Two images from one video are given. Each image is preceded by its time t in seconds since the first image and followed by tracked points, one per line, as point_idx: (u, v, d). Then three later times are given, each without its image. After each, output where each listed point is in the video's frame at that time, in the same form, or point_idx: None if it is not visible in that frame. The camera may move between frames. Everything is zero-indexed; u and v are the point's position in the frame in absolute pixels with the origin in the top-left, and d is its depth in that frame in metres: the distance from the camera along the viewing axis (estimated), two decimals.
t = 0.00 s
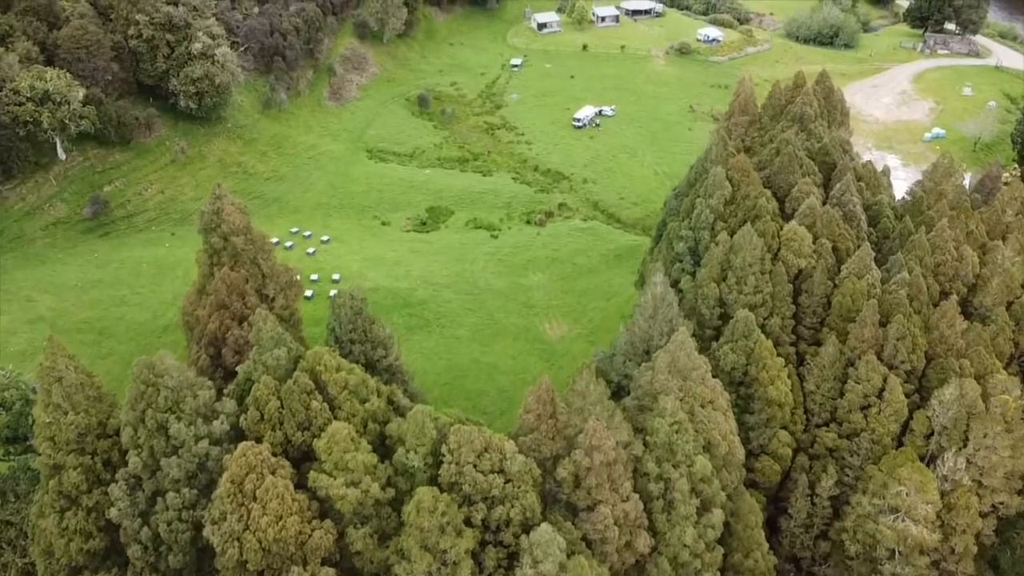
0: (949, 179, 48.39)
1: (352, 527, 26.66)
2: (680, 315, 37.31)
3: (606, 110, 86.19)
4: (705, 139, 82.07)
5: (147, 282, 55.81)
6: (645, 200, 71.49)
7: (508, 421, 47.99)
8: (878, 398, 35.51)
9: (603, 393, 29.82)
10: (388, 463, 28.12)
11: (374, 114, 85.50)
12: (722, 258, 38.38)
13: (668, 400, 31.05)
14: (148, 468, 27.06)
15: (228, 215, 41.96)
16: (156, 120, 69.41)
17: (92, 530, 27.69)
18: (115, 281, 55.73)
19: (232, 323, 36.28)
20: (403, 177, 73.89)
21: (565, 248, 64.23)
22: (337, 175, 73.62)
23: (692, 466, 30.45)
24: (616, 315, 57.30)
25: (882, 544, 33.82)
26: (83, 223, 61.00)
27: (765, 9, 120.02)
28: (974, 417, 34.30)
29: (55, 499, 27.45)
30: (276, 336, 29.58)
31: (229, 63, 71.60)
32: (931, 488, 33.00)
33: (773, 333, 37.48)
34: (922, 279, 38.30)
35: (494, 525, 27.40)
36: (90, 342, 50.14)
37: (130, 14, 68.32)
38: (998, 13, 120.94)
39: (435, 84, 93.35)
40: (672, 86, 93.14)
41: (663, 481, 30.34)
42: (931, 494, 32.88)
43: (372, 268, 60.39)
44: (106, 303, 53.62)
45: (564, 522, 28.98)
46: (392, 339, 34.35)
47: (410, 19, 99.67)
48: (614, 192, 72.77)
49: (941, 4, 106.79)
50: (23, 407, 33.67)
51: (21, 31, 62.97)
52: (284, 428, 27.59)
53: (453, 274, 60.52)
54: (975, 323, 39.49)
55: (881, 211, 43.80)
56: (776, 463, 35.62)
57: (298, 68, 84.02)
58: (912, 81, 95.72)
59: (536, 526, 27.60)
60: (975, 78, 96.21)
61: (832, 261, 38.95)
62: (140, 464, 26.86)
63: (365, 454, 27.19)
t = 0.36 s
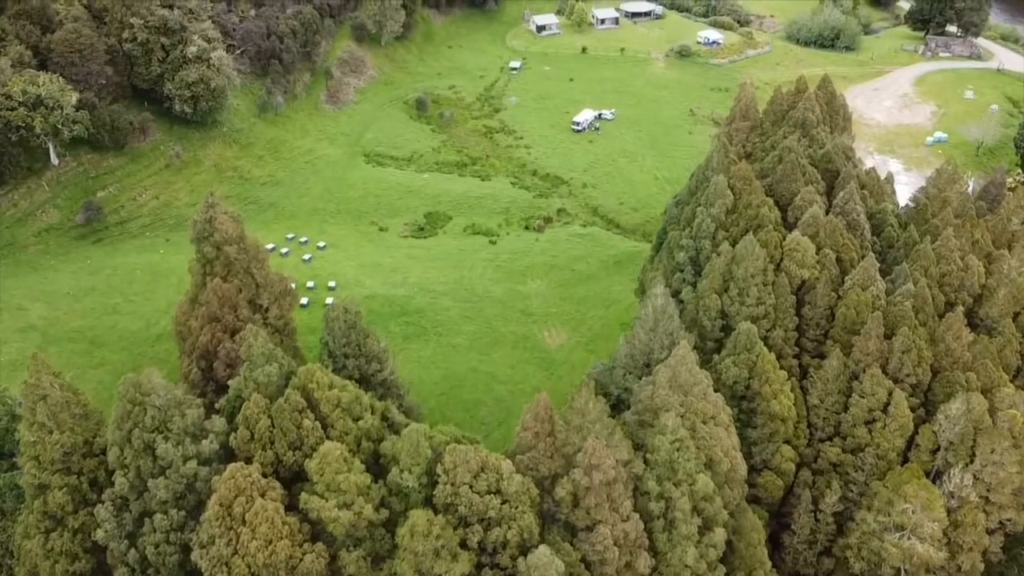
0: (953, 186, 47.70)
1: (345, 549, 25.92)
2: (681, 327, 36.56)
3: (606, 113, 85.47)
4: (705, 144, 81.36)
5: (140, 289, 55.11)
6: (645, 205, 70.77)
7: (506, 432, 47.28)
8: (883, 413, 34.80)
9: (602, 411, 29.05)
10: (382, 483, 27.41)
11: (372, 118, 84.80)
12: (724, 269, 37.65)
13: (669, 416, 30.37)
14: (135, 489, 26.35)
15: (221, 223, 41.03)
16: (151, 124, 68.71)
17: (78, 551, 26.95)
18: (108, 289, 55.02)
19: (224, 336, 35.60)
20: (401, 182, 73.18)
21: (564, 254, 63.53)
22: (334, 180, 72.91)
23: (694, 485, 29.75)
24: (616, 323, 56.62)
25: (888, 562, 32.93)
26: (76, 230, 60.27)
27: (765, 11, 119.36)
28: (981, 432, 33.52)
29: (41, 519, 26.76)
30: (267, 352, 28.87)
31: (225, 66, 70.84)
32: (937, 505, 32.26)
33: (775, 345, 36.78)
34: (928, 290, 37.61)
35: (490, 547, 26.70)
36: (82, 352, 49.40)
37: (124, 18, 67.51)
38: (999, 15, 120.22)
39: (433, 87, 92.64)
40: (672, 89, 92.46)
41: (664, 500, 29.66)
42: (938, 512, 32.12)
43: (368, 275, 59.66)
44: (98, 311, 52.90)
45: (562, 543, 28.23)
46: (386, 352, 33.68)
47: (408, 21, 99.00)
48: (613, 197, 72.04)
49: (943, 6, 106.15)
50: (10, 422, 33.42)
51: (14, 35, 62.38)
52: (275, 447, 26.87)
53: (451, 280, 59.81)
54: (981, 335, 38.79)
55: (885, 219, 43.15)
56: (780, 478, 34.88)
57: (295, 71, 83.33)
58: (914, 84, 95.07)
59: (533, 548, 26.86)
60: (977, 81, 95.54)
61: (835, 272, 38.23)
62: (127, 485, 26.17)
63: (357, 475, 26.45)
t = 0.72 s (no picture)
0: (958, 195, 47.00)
1: None
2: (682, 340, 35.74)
3: (605, 117, 84.73)
4: (705, 148, 80.61)
5: (133, 298, 54.36)
6: (645, 211, 70.04)
7: (503, 444, 46.54)
8: (888, 429, 34.01)
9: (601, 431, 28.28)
10: (375, 506, 26.66)
11: (369, 122, 84.05)
12: (726, 281, 36.88)
13: (670, 436, 29.58)
14: (120, 512, 25.60)
15: (212, 233, 40.58)
16: (145, 128, 67.92)
17: None
18: (100, 297, 54.25)
19: (215, 351, 34.86)
20: (398, 188, 72.44)
21: (563, 261, 62.82)
22: (331, 185, 72.15)
23: (696, 506, 29.00)
24: (615, 331, 55.91)
25: None
26: (68, 236, 59.50)
27: (766, 14, 118.62)
28: (989, 449, 32.70)
29: (24, 543, 25.93)
30: (258, 370, 28.13)
31: (220, 70, 70.17)
32: (945, 527, 31.37)
33: (778, 359, 36.02)
34: (934, 302, 36.86)
35: (486, 573, 25.87)
36: (73, 362, 48.58)
37: (118, 21, 66.14)
38: (1001, 17, 119.54)
39: (430, 90, 91.88)
40: (672, 92, 91.73)
41: (665, 521, 28.88)
42: (946, 533, 31.13)
43: (365, 282, 58.90)
44: (90, 319, 52.12)
45: (561, 566, 27.43)
46: (381, 368, 32.96)
47: (406, 24, 98.23)
48: (613, 202, 71.29)
49: (945, 9, 105.49)
50: None
51: (6, 39, 61.66)
52: (264, 469, 26.10)
53: (448, 288, 59.08)
54: (988, 348, 38.05)
55: (888, 229, 42.48)
56: (783, 496, 34.09)
57: (292, 74, 82.57)
58: (916, 88, 94.37)
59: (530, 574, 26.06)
60: (979, 85, 94.87)
61: (840, 284, 37.46)
62: (112, 508, 25.42)
63: (349, 498, 25.70)
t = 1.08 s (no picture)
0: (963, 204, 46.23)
1: None
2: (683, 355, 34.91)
3: (605, 121, 83.90)
4: (706, 153, 79.77)
5: (125, 307, 53.52)
6: (645, 217, 69.20)
7: (501, 457, 45.67)
8: (895, 447, 33.15)
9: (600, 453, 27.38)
10: (367, 532, 25.86)
11: (366, 126, 83.22)
12: (728, 294, 36.09)
13: (672, 457, 28.72)
14: (103, 539, 24.75)
15: (203, 244, 39.76)
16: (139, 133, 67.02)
17: None
18: (91, 306, 53.40)
19: (204, 367, 33.94)
20: (395, 193, 71.58)
21: (562, 269, 62.00)
22: (327, 191, 71.31)
23: (698, 529, 28.16)
24: (615, 340, 55.08)
25: None
26: (60, 244, 58.64)
27: (766, 16, 117.87)
28: (998, 468, 31.83)
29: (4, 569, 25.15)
30: (246, 391, 27.31)
31: (214, 74, 69.41)
32: (954, 549, 30.12)
33: (782, 375, 35.19)
34: (940, 316, 36.03)
35: None
36: (63, 374, 47.73)
37: (111, 25, 65.57)
38: (1003, 20, 118.86)
39: (428, 94, 91.06)
40: (672, 96, 90.95)
41: (667, 545, 28.08)
42: (955, 555, 29.93)
43: (361, 291, 58.04)
44: (81, 330, 51.28)
45: None
46: (374, 385, 32.13)
47: (404, 27, 97.46)
48: (613, 208, 70.43)
49: (947, 11, 104.83)
50: None
51: None
52: (252, 494, 25.24)
53: (446, 296, 58.27)
54: (995, 363, 37.22)
55: (893, 239, 41.69)
56: (787, 515, 33.19)
57: (288, 78, 81.77)
58: (918, 91, 93.59)
59: None
60: (982, 88, 94.11)
61: (845, 297, 36.61)
62: (94, 535, 24.57)
63: (340, 524, 24.86)
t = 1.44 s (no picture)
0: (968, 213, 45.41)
1: None
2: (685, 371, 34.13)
3: (604, 125, 83.06)
4: (706, 158, 78.97)
5: (117, 316, 52.76)
6: (645, 223, 68.35)
7: (498, 471, 44.83)
8: (901, 465, 32.29)
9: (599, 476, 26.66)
10: (358, 558, 25.05)
11: (363, 131, 82.40)
12: (730, 307, 35.34)
13: (672, 479, 27.99)
14: (85, 567, 23.88)
15: (195, 255, 38.97)
16: (132, 138, 66.14)
17: None
18: (83, 315, 52.63)
19: (193, 383, 33.07)
20: (392, 199, 70.75)
21: (561, 276, 61.18)
22: (323, 196, 70.49)
23: (700, 554, 27.32)
24: (614, 350, 54.26)
25: None
26: (52, 252, 57.87)
27: (767, 18, 117.09)
28: (1007, 487, 30.87)
29: None
30: (234, 412, 26.58)
31: (210, 78, 68.48)
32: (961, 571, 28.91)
33: (785, 390, 34.40)
34: (948, 331, 35.20)
35: None
36: (53, 386, 46.90)
37: (105, 29, 64.90)
38: (1004, 22, 118.23)
39: (426, 97, 90.22)
40: (672, 100, 90.13)
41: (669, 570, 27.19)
42: None
43: (356, 299, 57.20)
44: (72, 339, 50.48)
45: None
46: (368, 403, 31.30)
47: (402, 29, 96.66)
48: (612, 214, 69.57)
49: (948, 14, 104.27)
50: None
51: None
52: (240, 520, 24.51)
53: (443, 304, 57.48)
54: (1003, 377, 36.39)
55: (899, 249, 40.91)
56: (790, 534, 32.29)
57: (285, 81, 81.02)
58: (920, 95, 92.85)
59: None
60: (984, 92, 93.35)
61: (850, 311, 35.77)
62: (75, 564, 23.71)
63: (330, 552, 24.01)
